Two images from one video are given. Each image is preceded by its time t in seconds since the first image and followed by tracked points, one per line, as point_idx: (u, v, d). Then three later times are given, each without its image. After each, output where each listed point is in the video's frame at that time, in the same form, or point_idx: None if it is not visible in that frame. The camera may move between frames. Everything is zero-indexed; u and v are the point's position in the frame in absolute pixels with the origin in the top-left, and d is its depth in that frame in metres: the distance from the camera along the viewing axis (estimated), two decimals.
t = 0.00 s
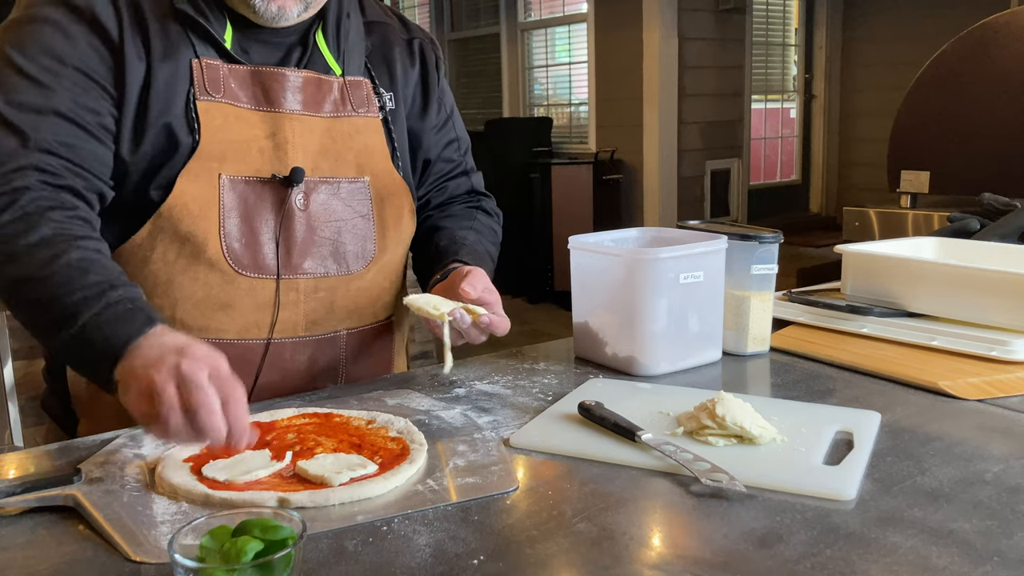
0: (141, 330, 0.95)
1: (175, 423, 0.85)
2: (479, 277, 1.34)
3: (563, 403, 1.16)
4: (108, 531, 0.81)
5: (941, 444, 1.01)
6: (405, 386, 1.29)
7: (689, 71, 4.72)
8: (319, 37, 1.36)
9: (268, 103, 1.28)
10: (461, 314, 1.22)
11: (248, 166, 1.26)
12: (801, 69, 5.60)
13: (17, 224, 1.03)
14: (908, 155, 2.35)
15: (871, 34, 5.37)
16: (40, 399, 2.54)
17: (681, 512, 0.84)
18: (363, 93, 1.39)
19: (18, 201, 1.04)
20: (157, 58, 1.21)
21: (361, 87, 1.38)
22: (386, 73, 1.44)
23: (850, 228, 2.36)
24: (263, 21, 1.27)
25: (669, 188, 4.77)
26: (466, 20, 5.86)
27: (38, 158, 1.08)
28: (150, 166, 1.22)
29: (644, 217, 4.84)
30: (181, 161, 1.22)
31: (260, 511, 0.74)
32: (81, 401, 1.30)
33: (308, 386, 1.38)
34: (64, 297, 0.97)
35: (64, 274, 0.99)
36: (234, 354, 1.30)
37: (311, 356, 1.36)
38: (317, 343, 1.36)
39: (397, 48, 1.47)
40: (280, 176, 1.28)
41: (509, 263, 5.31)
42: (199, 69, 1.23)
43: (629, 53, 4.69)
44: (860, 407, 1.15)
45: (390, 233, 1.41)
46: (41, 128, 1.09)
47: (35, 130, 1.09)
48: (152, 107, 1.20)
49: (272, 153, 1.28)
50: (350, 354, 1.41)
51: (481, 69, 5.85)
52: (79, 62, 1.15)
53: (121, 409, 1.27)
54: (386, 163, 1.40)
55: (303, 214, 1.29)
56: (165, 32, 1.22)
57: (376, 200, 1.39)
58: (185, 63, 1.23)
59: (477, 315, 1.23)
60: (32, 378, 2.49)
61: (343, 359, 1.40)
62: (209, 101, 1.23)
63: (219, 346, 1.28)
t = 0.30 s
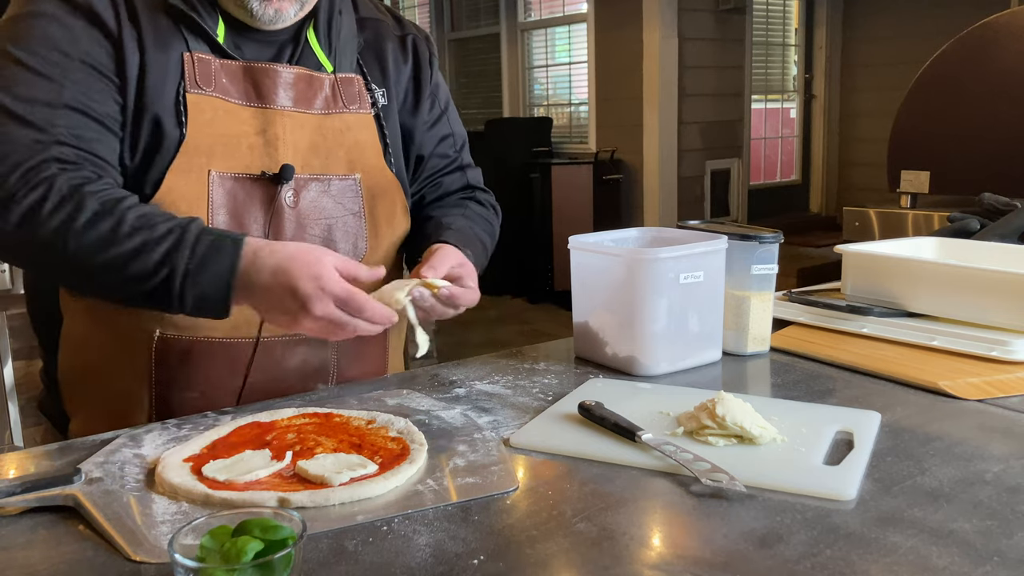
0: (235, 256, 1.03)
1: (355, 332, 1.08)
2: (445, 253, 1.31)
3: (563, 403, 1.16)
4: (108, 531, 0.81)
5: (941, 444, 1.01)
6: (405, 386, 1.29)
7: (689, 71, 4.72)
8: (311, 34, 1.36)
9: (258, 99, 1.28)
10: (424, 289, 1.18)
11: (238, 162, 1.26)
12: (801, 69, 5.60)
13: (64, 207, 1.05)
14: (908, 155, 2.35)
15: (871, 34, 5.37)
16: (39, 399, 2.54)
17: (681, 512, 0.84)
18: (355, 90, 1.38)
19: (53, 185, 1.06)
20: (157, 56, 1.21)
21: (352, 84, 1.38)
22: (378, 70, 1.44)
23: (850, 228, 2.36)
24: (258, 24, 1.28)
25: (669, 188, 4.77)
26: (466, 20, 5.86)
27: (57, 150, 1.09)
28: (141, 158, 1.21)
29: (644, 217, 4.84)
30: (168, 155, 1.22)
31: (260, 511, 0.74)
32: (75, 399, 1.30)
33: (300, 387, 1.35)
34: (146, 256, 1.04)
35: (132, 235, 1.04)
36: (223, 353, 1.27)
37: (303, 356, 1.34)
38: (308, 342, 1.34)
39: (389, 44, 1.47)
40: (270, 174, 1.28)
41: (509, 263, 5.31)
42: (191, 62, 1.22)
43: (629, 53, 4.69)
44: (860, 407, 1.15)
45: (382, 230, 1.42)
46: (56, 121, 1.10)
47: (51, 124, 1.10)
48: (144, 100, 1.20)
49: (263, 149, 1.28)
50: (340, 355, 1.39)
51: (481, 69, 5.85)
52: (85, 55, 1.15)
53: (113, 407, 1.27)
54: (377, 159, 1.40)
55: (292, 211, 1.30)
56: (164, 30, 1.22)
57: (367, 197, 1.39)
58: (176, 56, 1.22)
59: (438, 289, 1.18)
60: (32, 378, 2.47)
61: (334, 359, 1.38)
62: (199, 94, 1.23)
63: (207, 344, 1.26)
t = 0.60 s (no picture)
0: (212, 233, 1.03)
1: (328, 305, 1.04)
2: (457, 260, 1.29)
3: (563, 403, 1.16)
4: (108, 531, 0.81)
5: (941, 444, 1.01)
6: (405, 386, 1.29)
7: (689, 71, 4.72)
8: (313, 33, 1.36)
9: (259, 96, 1.28)
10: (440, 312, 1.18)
11: (240, 159, 1.26)
12: (801, 69, 5.60)
13: (48, 191, 1.07)
14: (908, 155, 2.35)
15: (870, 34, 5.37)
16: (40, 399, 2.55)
17: (681, 513, 0.84)
18: (357, 87, 1.38)
19: (39, 172, 1.08)
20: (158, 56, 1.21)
21: (354, 82, 1.38)
22: (380, 68, 1.44)
23: (850, 228, 2.36)
24: (262, 21, 1.28)
25: (669, 188, 4.77)
26: (466, 20, 5.86)
27: (48, 140, 1.11)
28: (144, 154, 1.21)
29: (644, 217, 4.84)
30: (168, 153, 1.21)
31: (260, 511, 0.74)
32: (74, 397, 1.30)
33: (300, 386, 1.36)
34: (125, 237, 1.04)
35: (111, 219, 1.05)
36: (224, 350, 1.27)
37: (304, 355, 1.35)
38: (309, 341, 1.35)
39: (392, 44, 1.47)
40: (272, 171, 1.28)
41: (509, 263, 5.31)
42: (191, 59, 1.23)
43: (629, 53, 4.69)
44: (860, 407, 1.15)
45: (383, 228, 1.41)
46: (49, 113, 1.12)
47: (42, 114, 1.11)
48: (146, 97, 1.20)
49: (263, 146, 1.27)
50: (342, 354, 1.39)
51: (481, 69, 5.85)
52: (84, 48, 1.15)
53: (114, 405, 1.26)
54: (378, 158, 1.40)
55: (294, 208, 1.30)
56: (165, 30, 1.22)
57: (367, 195, 1.38)
58: (177, 53, 1.22)
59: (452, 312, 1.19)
60: (33, 378, 2.46)
61: (335, 359, 1.38)
62: (199, 90, 1.23)
63: (208, 342, 1.26)
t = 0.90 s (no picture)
0: (121, 279, 1.00)
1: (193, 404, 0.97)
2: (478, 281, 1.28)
3: (563, 403, 1.16)
4: (108, 531, 0.81)
5: (941, 444, 1.01)
6: (405, 386, 1.29)
7: (689, 71, 4.72)
8: (322, 35, 1.36)
9: (265, 99, 1.28)
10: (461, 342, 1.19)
11: (247, 160, 1.26)
12: (801, 69, 5.60)
13: None
14: (909, 155, 2.35)
15: (870, 34, 5.37)
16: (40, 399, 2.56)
17: (681, 512, 0.84)
18: (364, 91, 1.38)
19: None
20: (159, 56, 1.21)
21: (361, 85, 1.38)
22: (387, 71, 1.44)
23: (850, 228, 2.36)
24: (267, 20, 1.28)
25: (669, 188, 4.77)
26: (466, 20, 5.86)
27: None
28: (138, 158, 1.21)
29: (644, 217, 4.84)
30: (171, 156, 1.22)
31: (260, 511, 0.74)
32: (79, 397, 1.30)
33: (306, 385, 1.36)
34: (42, 259, 1.02)
35: (37, 237, 1.04)
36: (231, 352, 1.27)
37: (309, 355, 1.35)
38: (315, 340, 1.35)
39: (400, 48, 1.46)
40: (280, 172, 1.28)
41: (509, 264, 5.31)
42: (197, 64, 1.23)
43: (629, 53, 4.69)
44: (860, 407, 1.15)
45: (391, 230, 1.40)
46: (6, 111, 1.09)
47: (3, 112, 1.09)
48: (142, 99, 1.19)
49: (271, 149, 1.28)
50: (348, 353, 1.40)
51: (481, 69, 5.85)
52: (62, 51, 1.15)
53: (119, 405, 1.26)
54: (385, 159, 1.40)
55: (302, 209, 1.29)
56: (165, 30, 1.22)
57: (375, 195, 1.38)
58: (181, 58, 1.22)
59: (472, 344, 1.19)
60: (33, 378, 2.53)
61: (341, 358, 1.39)
62: (204, 95, 1.23)
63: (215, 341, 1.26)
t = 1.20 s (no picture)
0: (173, 318, 1.01)
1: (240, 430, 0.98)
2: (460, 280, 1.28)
3: (563, 403, 1.16)
4: (109, 531, 0.81)
5: (941, 444, 1.01)
6: (405, 386, 1.29)
7: (689, 71, 4.72)
8: (317, 34, 1.35)
9: (262, 98, 1.28)
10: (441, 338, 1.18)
11: (244, 160, 1.26)
12: (801, 69, 5.61)
13: (31, 228, 1.06)
14: (909, 155, 2.35)
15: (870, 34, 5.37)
16: (40, 399, 2.56)
17: (681, 512, 0.84)
18: (360, 90, 1.38)
19: (22, 204, 1.07)
20: (158, 55, 1.21)
21: (357, 84, 1.37)
22: (384, 70, 1.43)
23: (850, 228, 2.37)
24: (260, 24, 1.27)
25: (669, 188, 4.77)
26: (466, 20, 5.87)
27: (35, 160, 1.10)
28: (142, 158, 1.21)
29: (644, 217, 4.84)
30: (172, 155, 1.22)
31: (260, 511, 0.74)
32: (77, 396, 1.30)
33: (304, 386, 1.36)
34: (88, 296, 1.03)
35: (84, 272, 1.04)
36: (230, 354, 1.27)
37: (308, 355, 1.35)
38: (314, 340, 1.35)
39: (396, 46, 1.46)
40: (276, 172, 1.28)
41: (509, 264, 5.31)
42: (195, 63, 1.23)
43: (629, 53, 4.69)
44: (860, 407, 1.15)
45: (388, 229, 1.40)
46: (35, 128, 1.10)
47: (30, 130, 1.10)
48: (143, 98, 1.19)
49: (269, 149, 1.28)
50: (346, 354, 1.40)
51: (481, 69, 5.86)
52: (73, 59, 1.15)
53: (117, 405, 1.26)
54: (383, 159, 1.40)
55: (298, 210, 1.29)
56: (165, 28, 1.22)
57: (372, 196, 1.38)
58: (180, 57, 1.22)
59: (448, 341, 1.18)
60: (33, 378, 2.53)
61: (339, 358, 1.39)
62: (203, 94, 1.23)
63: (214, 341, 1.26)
